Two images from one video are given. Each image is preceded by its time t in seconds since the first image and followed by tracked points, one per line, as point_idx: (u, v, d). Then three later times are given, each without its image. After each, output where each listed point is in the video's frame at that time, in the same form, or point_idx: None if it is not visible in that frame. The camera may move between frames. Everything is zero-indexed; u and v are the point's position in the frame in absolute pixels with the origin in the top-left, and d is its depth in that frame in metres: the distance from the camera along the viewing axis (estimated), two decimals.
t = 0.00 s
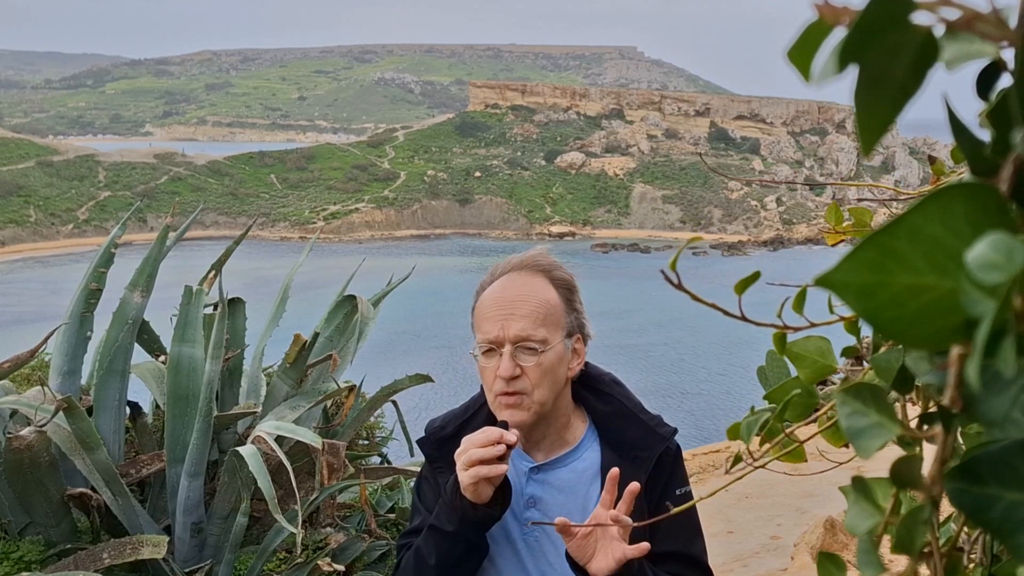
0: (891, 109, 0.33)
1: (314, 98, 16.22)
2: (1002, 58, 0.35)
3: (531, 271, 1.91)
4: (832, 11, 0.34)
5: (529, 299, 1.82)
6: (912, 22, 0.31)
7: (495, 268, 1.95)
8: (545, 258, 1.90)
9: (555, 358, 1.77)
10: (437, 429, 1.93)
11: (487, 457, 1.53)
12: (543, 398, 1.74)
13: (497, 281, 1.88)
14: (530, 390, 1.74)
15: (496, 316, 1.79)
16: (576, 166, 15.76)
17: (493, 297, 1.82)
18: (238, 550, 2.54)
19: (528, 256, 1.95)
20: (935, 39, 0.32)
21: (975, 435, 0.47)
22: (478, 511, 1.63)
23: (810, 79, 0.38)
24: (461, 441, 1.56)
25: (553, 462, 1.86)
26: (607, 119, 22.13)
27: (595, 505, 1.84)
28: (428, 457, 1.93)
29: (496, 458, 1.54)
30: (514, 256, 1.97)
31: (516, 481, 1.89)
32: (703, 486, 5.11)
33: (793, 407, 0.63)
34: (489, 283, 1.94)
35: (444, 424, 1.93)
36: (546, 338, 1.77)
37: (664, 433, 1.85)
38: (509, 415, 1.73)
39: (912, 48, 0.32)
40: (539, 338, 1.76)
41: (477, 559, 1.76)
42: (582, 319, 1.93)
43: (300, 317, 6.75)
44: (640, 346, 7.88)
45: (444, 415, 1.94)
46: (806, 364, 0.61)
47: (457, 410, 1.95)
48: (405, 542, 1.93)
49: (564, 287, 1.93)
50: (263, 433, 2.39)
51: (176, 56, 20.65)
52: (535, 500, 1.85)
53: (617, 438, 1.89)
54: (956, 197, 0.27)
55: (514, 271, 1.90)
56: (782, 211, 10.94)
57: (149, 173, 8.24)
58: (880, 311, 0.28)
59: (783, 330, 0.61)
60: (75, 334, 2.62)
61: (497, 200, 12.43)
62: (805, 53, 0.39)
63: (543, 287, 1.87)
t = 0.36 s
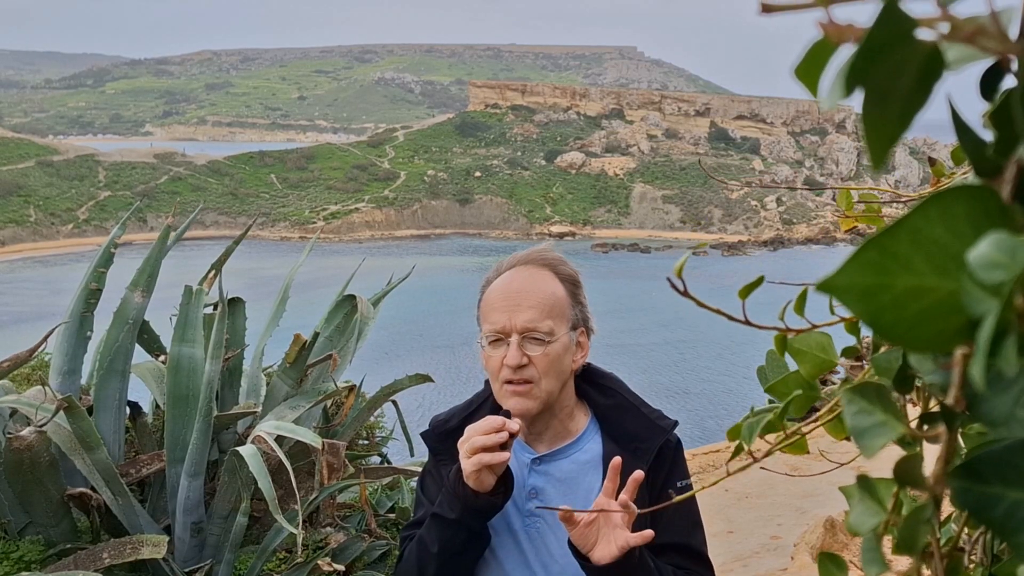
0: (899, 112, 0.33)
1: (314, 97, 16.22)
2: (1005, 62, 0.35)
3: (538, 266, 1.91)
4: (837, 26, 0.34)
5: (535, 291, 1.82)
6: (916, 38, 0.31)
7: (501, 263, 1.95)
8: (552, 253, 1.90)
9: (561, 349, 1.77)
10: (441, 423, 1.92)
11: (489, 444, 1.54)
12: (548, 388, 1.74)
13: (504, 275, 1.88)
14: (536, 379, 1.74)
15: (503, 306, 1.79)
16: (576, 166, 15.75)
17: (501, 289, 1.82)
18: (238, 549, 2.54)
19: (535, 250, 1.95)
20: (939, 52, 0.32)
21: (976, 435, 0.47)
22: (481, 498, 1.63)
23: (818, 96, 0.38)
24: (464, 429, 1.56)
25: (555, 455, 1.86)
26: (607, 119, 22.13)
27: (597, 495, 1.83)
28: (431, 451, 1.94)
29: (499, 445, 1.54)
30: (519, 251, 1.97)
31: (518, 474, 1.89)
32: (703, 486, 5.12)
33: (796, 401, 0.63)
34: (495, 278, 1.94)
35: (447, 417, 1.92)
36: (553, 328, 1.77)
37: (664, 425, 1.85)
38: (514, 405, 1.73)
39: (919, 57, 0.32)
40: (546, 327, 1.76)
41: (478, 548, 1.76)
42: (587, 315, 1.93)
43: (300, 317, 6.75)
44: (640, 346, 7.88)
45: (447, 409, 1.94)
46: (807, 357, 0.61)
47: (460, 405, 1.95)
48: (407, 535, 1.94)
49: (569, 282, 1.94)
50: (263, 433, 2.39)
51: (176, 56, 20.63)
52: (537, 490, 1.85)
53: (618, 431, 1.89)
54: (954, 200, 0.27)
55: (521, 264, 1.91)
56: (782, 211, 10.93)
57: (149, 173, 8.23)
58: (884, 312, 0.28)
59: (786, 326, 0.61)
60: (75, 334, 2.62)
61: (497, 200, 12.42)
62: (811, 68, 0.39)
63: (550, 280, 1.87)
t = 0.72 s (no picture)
0: (906, 104, 0.33)
1: (315, 97, 16.23)
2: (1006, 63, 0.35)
3: (541, 264, 1.92)
4: (836, 19, 0.34)
5: (541, 289, 1.82)
6: (915, 32, 0.31)
7: (504, 262, 1.95)
8: (556, 253, 1.90)
9: (565, 346, 1.77)
10: (441, 423, 1.93)
11: (490, 449, 1.54)
12: (553, 384, 1.74)
13: (509, 273, 1.88)
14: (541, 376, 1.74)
15: (508, 303, 1.80)
16: (576, 166, 15.74)
17: (506, 287, 1.82)
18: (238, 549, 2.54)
19: (538, 249, 1.96)
20: (940, 48, 0.32)
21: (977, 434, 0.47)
22: (482, 501, 1.63)
23: (813, 88, 0.38)
24: (465, 433, 1.57)
25: (556, 454, 1.86)
26: (607, 119, 22.13)
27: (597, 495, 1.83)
28: (431, 451, 1.94)
29: (499, 449, 1.54)
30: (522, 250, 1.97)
31: (518, 474, 1.89)
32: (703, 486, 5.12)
33: (797, 401, 0.63)
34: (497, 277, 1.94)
35: (447, 418, 1.92)
36: (557, 326, 1.78)
37: (664, 425, 1.85)
38: (519, 400, 1.73)
39: (916, 54, 0.32)
40: (550, 324, 1.76)
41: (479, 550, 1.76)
42: (589, 315, 1.93)
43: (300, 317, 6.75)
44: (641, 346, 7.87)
45: (447, 410, 1.94)
46: (808, 348, 0.61)
47: (460, 405, 1.95)
48: (408, 536, 1.93)
49: (573, 283, 1.94)
50: (263, 433, 2.39)
51: (176, 55, 20.63)
52: (538, 491, 1.85)
53: (617, 431, 1.89)
54: (953, 197, 0.27)
55: (527, 263, 1.91)
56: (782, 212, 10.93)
57: (149, 173, 8.23)
58: (881, 312, 0.28)
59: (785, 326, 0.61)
60: (75, 334, 2.62)
61: (497, 200, 12.42)
62: (809, 61, 0.39)
63: (554, 280, 1.87)
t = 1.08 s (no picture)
0: (901, 106, 0.33)
1: (315, 97, 16.24)
2: (1003, 59, 0.35)
3: (531, 266, 1.91)
4: (835, 15, 0.34)
5: (530, 289, 1.82)
6: (914, 31, 0.32)
7: (494, 267, 1.95)
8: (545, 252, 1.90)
9: (557, 345, 1.76)
10: (440, 424, 1.93)
11: (489, 446, 1.52)
12: (546, 383, 1.74)
13: (497, 276, 1.88)
14: (533, 376, 1.73)
15: (498, 305, 1.79)
16: (576, 166, 15.75)
17: (494, 289, 1.82)
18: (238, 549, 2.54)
19: (527, 250, 1.96)
20: (939, 44, 0.32)
21: (977, 436, 0.47)
22: (481, 500, 1.63)
23: (812, 86, 0.38)
24: (465, 430, 1.56)
25: (555, 454, 1.86)
26: (607, 119, 22.14)
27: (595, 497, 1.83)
28: (430, 452, 1.94)
29: (499, 447, 1.54)
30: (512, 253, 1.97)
31: (518, 475, 1.89)
32: (703, 486, 5.12)
33: (800, 402, 0.63)
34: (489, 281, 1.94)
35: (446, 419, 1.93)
36: (548, 325, 1.77)
37: (663, 424, 1.85)
38: (512, 401, 1.72)
39: (914, 53, 0.32)
40: (540, 324, 1.76)
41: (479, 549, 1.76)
42: (582, 313, 1.93)
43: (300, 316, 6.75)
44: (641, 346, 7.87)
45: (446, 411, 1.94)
46: (812, 352, 0.61)
47: (460, 405, 1.95)
48: (407, 537, 1.94)
49: (564, 281, 1.93)
50: (263, 433, 2.39)
51: (176, 55, 20.65)
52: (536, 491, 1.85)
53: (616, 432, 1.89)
54: (953, 199, 0.27)
55: (516, 264, 1.92)
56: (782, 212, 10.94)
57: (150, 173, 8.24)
58: (882, 312, 0.28)
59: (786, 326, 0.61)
60: (75, 334, 2.62)
61: (497, 200, 12.43)
62: (806, 62, 0.39)
63: (543, 280, 1.87)
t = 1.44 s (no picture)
0: (893, 107, 0.32)
1: (315, 97, 16.25)
2: (998, 61, 0.35)
3: (516, 271, 1.90)
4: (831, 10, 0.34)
5: (514, 298, 1.81)
6: (914, 26, 0.32)
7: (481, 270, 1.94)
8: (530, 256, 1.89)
9: (543, 355, 1.76)
10: (432, 431, 1.93)
11: (476, 462, 1.53)
12: (531, 396, 1.75)
13: (483, 282, 1.87)
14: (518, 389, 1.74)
15: (482, 316, 1.79)
16: (576, 166, 15.76)
17: (480, 297, 1.82)
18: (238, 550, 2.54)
19: (514, 254, 1.94)
20: (936, 42, 0.32)
21: (975, 436, 0.47)
22: (470, 514, 1.63)
23: (810, 83, 0.38)
24: (451, 448, 1.56)
25: (547, 462, 1.86)
26: (607, 120, 22.15)
27: (587, 504, 1.84)
28: (423, 459, 1.94)
29: (486, 464, 1.54)
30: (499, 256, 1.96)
31: (509, 483, 1.89)
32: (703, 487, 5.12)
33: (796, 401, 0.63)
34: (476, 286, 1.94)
35: (438, 426, 1.93)
36: (533, 335, 1.77)
37: (656, 431, 1.86)
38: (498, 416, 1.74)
39: (914, 50, 0.32)
40: (525, 335, 1.76)
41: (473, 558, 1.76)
42: (570, 317, 1.93)
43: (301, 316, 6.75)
44: (641, 346, 7.88)
45: (438, 418, 1.95)
46: (811, 360, 0.61)
47: (452, 411, 1.95)
48: (402, 546, 1.94)
49: (549, 284, 1.93)
50: (263, 433, 2.39)
51: (176, 55, 20.64)
52: (529, 499, 1.86)
53: (608, 438, 1.89)
54: (956, 200, 0.27)
55: (500, 270, 1.90)
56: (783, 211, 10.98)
57: (150, 173, 8.24)
58: (881, 313, 0.28)
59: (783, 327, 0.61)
60: (75, 334, 2.62)
61: (497, 200, 12.42)
62: (805, 56, 0.39)
63: (529, 287, 1.86)
